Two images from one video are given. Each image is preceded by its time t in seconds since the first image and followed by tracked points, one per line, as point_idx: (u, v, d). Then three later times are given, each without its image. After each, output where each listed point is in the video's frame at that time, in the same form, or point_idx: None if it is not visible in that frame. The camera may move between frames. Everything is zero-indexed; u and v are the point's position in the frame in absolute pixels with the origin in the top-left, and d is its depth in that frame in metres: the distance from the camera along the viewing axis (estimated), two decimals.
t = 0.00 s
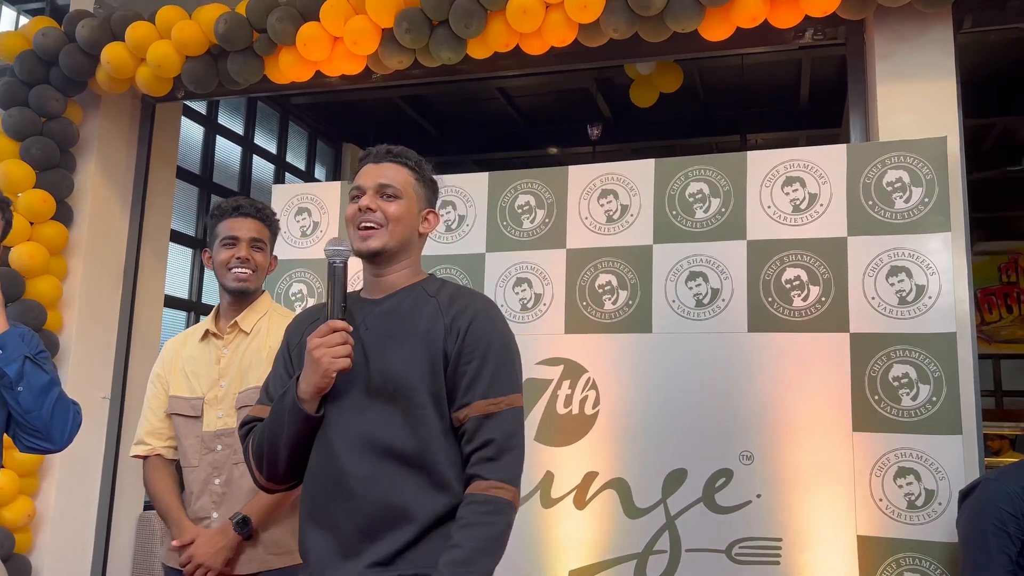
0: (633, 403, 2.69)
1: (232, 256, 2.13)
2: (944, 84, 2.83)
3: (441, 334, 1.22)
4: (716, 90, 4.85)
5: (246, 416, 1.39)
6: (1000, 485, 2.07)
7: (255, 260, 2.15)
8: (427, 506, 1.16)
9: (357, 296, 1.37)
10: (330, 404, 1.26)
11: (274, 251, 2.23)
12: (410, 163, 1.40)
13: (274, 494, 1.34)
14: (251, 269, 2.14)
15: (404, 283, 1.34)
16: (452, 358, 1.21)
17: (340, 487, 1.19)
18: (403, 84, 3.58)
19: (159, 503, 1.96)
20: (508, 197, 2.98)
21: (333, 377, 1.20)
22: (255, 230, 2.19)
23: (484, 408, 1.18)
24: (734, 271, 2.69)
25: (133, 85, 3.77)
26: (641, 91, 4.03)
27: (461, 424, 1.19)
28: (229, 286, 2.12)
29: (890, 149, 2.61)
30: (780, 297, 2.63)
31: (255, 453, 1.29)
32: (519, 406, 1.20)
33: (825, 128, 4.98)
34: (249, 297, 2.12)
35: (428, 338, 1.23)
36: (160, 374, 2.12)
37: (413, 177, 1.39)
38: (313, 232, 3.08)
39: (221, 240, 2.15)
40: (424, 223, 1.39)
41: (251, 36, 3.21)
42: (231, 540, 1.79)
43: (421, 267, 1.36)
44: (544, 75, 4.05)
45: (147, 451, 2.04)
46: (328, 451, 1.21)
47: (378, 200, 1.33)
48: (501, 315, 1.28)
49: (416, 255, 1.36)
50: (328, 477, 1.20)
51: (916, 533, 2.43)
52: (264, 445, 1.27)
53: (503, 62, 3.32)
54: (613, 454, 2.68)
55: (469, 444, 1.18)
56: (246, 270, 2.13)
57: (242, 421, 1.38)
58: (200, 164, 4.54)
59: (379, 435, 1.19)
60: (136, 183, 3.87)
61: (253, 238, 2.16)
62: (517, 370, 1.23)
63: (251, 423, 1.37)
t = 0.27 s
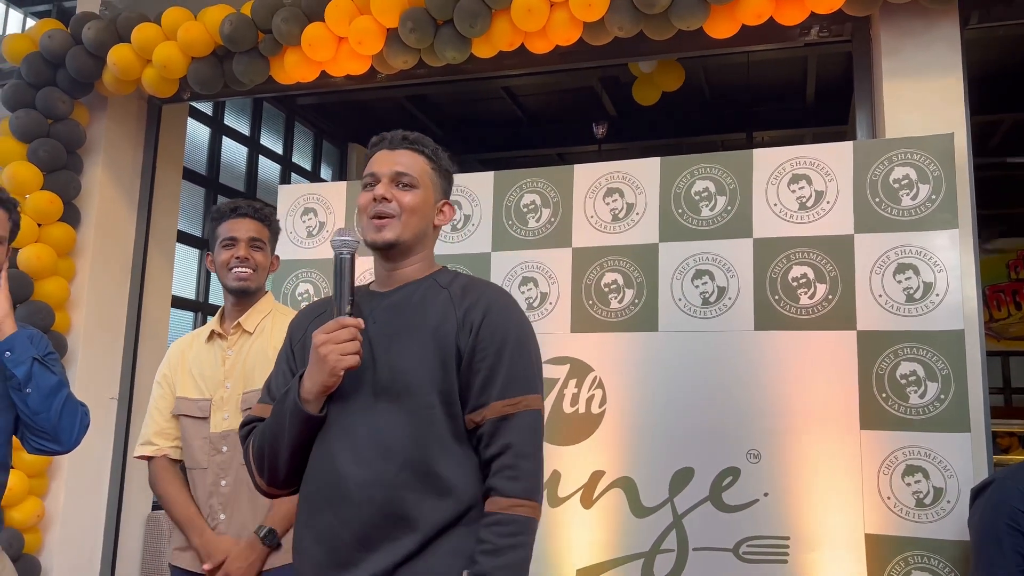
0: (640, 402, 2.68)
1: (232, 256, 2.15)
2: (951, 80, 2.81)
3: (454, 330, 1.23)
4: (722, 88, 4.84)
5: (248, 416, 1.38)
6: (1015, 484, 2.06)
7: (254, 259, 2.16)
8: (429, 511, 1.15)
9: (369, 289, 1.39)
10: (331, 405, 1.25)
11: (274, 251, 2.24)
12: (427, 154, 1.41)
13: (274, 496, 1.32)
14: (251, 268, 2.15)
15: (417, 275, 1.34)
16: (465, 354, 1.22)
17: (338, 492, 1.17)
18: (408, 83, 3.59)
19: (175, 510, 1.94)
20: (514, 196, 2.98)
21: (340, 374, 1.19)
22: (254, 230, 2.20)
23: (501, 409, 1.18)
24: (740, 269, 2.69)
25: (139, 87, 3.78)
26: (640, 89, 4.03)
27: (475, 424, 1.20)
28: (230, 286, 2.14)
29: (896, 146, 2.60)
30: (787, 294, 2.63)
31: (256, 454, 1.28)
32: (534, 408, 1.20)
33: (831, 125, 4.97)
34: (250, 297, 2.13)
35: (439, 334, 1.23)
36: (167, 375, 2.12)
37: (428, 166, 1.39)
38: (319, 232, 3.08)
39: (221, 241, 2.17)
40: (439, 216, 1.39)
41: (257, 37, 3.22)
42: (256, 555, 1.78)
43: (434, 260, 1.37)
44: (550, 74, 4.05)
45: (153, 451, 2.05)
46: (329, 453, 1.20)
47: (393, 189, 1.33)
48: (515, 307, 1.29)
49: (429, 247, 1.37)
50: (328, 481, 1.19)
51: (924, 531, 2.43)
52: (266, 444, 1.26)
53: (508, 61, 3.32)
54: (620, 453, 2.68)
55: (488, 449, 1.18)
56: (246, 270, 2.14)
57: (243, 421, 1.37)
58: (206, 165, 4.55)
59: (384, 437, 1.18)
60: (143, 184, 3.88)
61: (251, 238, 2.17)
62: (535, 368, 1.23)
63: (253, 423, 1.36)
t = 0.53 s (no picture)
0: (646, 401, 2.68)
1: (235, 257, 2.15)
2: (958, 77, 2.80)
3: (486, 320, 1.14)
4: (727, 87, 4.83)
5: (247, 400, 1.27)
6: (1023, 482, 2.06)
7: (258, 259, 2.16)
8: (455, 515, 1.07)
9: (383, 272, 1.28)
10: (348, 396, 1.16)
11: (279, 251, 2.24)
12: (439, 122, 1.30)
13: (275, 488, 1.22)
14: (255, 268, 2.16)
15: (438, 259, 1.25)
16: (496, 346, 1.13)
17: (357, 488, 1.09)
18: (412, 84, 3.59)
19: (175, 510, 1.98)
20: (519, 196, 2.98)
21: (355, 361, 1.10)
22: (258, 230, 2.20)
23: (532, 405, 1.09)
24: (746, 268, 2.69)
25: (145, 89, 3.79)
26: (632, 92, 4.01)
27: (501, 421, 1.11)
28: (235, 286, 2.16)
29: (902, 144, 2.59)
30: (793, 293, 2.62)
31: (258, 443, 1.18)
32: (564, 407, 1.12)
33: (837, 123, 4.95)
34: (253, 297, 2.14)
35: (470, 323, 1.14)
36: (174, 376, 2.14)
37: (444, 140, 1.28)
38: (324, 234, 3.09)
39: (226, 242, 2.18)
40: (457, 191, 1.30)
41: (262, 39, 3.23)
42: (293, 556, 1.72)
43: (454, 242, 1.28)
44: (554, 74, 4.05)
45: (162, 452, 2.05)
46: (349, 447, 1.11)
47: (408, 165, 1.23)
48: (546, 302, 1.21)
49: (449, 227, 1.27)
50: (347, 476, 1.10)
51: (931, 530, 2.42)
52: (270, 431, 1.16)
53: (513, 61, 3.32)
54: (627, 452, 2.68)
55: (515, 448, 1.09)
56: (250, 270, 2.16)
57: (242, 406, 1.26)
58: (212, 167, 4.57)
59: (409, 432, 1.09)
60: (150, 186, 3.90)
61: (255, 238, 2.17)
62: (564, 364, 1.16)
63: (253, 409, 1.26)
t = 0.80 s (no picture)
0: (654, 405, 2.68)
1: (246, 261, 2.16)
2: (966, 79, 2.79)
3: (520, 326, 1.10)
4: (732, 89, 4.82)
5: (258, 407, 1.20)
6: None
7: (269, 264, 2.17)
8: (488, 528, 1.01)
9: (401, 271, 1.24)
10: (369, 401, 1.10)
11: (290, 256, 2.25)
12: (441, 114, 1.25)
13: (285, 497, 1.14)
14: (266, 273, 2.17)
15: (460, 258, 1.21)
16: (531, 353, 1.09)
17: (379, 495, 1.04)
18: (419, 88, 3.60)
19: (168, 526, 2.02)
20: (525, 199, 2.98)
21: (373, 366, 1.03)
22: (270, 234, 2.21)
23: (567, 413, 1.04)
24: (753, 271, 2.68)
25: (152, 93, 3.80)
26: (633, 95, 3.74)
27: (534, 429, 1.06)
28: (246, 291, 2.16)
29: (909, 146, 2.59)
30: (800, 296, 2.62)
31: (270, 452, 1.10)
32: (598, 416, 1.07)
33: (843, 125, 4.95)
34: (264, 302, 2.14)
35: (504, 328, 1.10)
36: (184, 383, 2.14)
37: (448, 132, 1.24)
38: (330, 238, 3.10)
39: (238, 246, 2.18)
40: (469, 182, 1.26)
41: (268, 43, 3.24)
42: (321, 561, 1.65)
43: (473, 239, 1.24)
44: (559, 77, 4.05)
45: (175, 461, 2.07)
46: (379, 456, 1.05)
47: (415, 164, 1.19)
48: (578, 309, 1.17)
49: (465, 222, 1.23)
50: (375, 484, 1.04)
51: (941, 534, 2.41)
52: (282, 440, 1.08)
53: (518, 64, 3.32)
54: (635, 456, 2.67)
55: (550, 456, 1.03)
56: (260, 274, 2.16)
57: (252, 412, 1.18)
58: (218, 170, 4.58)
59: (442, 439, 1.04)
60: (157, 190, 3.91)
61: (266, 243, 2.18)
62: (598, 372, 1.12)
63: (264, 415, 1.17)
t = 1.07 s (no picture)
0: (662, 410, 2.67)
1: (259, 267, 2.16)
2: (974, 83, 2.79)
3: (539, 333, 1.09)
4: (738, 93, 4.82)
5: (262, 407, 1.17)
6: None
7: (281, 271, 2.17)
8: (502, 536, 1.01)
9: (415, 274, 1.22)
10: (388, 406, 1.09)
11: (303, 263, 2.25)
12: (469, 121, 1.24)
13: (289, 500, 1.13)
14: (277, 280, 2.17)
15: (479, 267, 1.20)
16: (550, 360, 1.09)
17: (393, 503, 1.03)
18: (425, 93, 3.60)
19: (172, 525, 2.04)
20: (532, 205, 2.98)
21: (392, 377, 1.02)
22: (284, 241, 2.22)
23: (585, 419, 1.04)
24: (760, 276, 2.68)
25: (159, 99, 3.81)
26: (636, 97, 3.74)
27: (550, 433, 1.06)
28: (257, 297, 2.16)
29: (917, 151, 2.58)
30: (808, 301, 2.61)
31: (278, 455, 1.08)
32: (615, 424, 1.07)
33: (848, 129, 4.94)
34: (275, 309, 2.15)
35: (521, 334, 1.09)
36: (192, 389, 2.14)
37: (474, 140, 1.23)
38: (337, 243, 3.10)
39: (250, 252, 2.19)
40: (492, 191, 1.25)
41: (275, 49, 3.24)
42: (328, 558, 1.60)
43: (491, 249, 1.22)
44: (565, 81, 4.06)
45: (181, 467, 2.08)
46: (389, 459, 1.04)
47: (439, 174, 1.18)
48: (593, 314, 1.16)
49: (485, 231, 1.22)
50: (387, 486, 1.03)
51: (950, 540, 2.40)
52: (292, 443, 1.06)
53: (525, 69, 3.33)
54: (643, 461, 2.67)
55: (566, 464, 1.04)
56: (272, 281, 2.16)
57: (259, 412, 1.16)
58: (224, 175, 4.58)
59: (453, 442, 1.04)
60: (163, 195, 3.92)
61: (280, 250, 2.18)
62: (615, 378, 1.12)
63: (271, 416, 1.15)
